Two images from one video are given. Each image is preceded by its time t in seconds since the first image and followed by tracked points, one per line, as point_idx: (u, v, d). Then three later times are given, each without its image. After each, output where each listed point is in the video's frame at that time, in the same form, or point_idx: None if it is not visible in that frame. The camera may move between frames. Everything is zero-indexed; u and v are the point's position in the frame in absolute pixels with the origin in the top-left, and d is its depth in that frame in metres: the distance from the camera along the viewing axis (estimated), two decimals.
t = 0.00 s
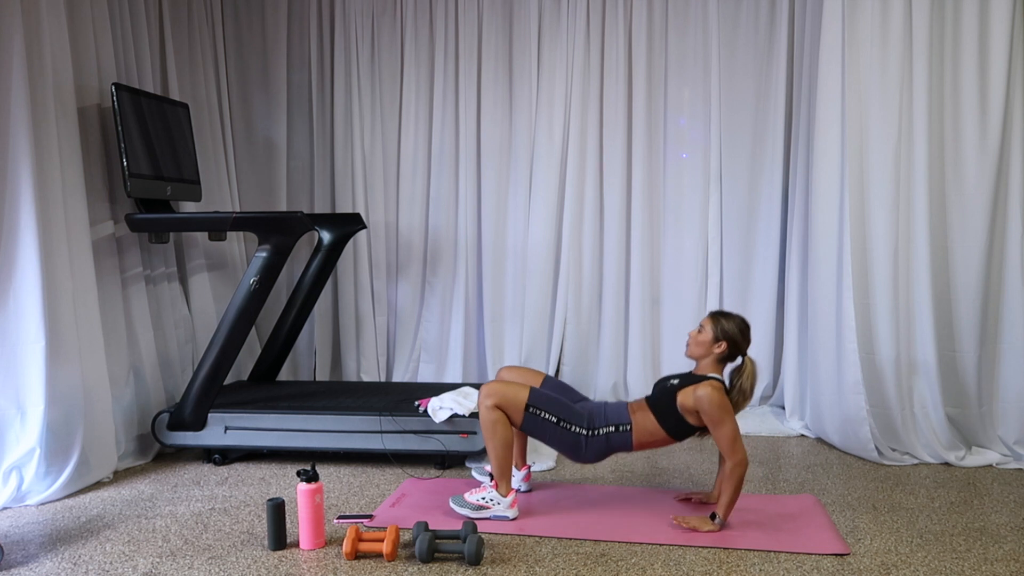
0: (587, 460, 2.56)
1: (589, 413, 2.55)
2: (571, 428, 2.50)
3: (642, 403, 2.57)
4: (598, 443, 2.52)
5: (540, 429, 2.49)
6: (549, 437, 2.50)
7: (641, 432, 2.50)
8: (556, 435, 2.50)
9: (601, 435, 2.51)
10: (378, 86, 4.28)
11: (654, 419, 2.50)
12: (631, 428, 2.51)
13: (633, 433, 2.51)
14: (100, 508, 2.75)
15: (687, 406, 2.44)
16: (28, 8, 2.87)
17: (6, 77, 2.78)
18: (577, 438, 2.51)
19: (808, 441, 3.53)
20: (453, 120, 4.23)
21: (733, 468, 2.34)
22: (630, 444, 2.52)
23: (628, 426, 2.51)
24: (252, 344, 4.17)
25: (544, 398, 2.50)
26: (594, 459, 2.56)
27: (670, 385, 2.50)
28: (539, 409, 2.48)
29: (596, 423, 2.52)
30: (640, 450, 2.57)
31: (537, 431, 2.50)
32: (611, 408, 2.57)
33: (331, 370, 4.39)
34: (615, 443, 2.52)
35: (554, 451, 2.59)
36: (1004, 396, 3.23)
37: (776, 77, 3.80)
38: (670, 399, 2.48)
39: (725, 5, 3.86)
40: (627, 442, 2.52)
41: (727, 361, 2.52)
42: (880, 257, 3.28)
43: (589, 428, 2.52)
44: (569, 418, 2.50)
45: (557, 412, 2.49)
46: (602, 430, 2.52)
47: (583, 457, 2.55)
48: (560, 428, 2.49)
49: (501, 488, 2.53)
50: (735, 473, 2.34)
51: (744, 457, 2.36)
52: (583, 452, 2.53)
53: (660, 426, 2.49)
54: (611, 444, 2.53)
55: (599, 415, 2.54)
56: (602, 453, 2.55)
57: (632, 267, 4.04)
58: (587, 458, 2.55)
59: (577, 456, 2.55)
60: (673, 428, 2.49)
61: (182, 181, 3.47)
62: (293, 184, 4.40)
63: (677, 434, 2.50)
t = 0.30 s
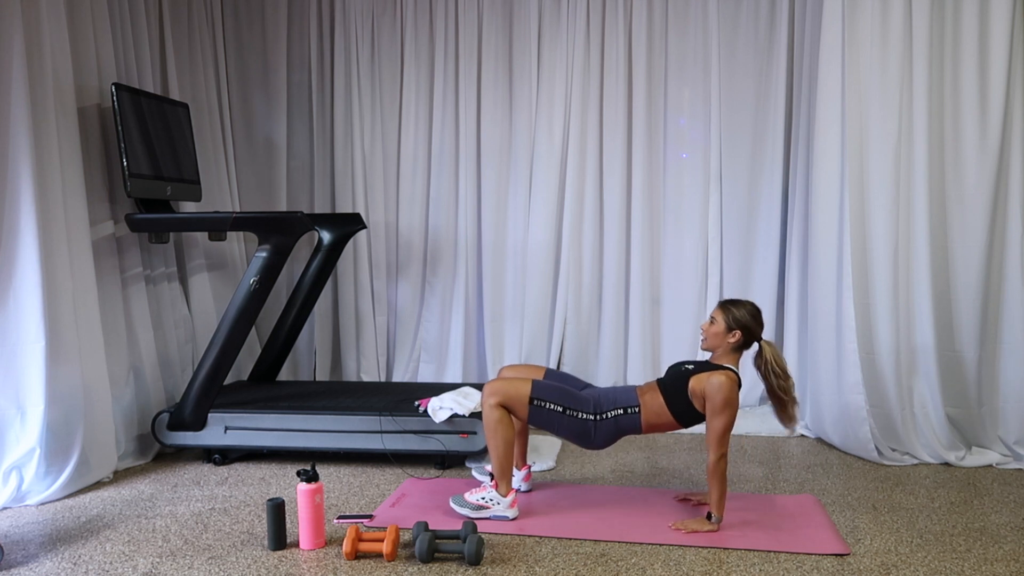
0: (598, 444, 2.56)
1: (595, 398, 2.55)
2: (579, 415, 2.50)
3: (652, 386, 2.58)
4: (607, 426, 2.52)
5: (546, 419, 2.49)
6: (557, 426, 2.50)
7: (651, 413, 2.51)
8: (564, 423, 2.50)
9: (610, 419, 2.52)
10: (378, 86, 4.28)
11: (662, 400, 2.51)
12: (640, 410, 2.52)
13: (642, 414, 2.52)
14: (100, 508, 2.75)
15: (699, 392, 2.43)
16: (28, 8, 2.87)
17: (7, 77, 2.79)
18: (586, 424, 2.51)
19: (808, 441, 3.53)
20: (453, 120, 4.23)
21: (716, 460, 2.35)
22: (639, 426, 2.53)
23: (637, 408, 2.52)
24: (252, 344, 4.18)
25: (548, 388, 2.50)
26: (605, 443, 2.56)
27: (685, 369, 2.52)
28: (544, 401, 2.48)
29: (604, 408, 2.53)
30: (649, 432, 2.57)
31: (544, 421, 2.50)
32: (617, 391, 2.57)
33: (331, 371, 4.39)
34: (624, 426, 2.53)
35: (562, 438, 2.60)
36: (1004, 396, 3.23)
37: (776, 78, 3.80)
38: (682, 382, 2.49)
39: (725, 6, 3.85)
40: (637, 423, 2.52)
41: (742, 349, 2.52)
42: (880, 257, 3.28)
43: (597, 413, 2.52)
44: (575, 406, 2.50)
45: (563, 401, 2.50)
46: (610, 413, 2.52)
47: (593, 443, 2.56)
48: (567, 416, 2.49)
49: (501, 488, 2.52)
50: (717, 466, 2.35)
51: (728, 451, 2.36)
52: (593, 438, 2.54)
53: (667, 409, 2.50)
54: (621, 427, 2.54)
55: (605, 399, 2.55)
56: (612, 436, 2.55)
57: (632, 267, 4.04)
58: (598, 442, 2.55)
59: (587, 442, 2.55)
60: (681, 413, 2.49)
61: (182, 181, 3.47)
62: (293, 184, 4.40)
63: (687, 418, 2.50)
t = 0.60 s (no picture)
0: (599, 445, 2.56)
1: (596, 399, 2.55)
2: (580, 415, 2.50)
3: (654, 386, 2.58)
4: (608, 426, 2.52)
5: (547, 419, 2.49)
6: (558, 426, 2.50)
7: (651, 414, 2.51)
8: (564, 423, 2.50)
9: (611, 419, 2.52)
10: (378, 86, 4.28)
11: (663, 400, 2.51)
12: (641, 410, 2.51)
13: (643, 415, 2.52)
14: (100, 508, 2.75)
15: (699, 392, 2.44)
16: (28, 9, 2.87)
17: (6, 77, 2.79)
18: (586, 424, 2.51)
19: (808, 441, 3.53)
20: (453, 120, 4.23)
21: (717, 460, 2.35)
22: (640, 426, 2.53)
23: (638, 408, 2.52)
24: (252, 344, 4.18)
25: (549, 388, 2.50)
26: (606, 443, 2.56)
27: (686, 370, 2.52)
28: (545, 400, 2.48)
29: (605, 408, 2.52)
30: (649, 432, 2.58)
31: (544, 421, 2.50)
32: (618, 392, 2.57)
33: (331, 371, 4.39)
34: (625, 426, 2.53)
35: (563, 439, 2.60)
36: (1004, 397, 3.23)
37: (776, 78, 3.80)
38: (684, 383, 2.49)
39: (725, 6, 3.85)
40: (637, 424, 2.52)
41: (743, 350, 2.52)
42: (880, 257, 3.28)
43: (598, 413, 2.52)
44: (576, 406, 2.50)
45: (564, 401, 2.49)
46: (611, 414, 2.52)
47: (594, 443, 2.55)
48: (568, 417, 2.49)
49: (501, 488, 2.52)
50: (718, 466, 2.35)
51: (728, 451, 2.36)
52: (594, 438, 2.54)
53: (668, 409, 2.50)
54: (622, 427, 2.54)
55: (605, 400, 2.54)
56: (613, 436, 2.55)
57: (632, 267, 4.04)
58: (598, 442, 2.55)
59: (588, 443, 2.55)
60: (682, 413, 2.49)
61: (182, 181, 3.47)
62: (293, 184, 4.40)
63: (687, 419, 2.51)
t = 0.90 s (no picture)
0: (592, 446, 2.56)
1: (590, 400, 2.55)
2: (573, 416, 2.50)
3: (647, 388, 2.57)
4: (601, 427, 2.52)
5: (541, 420, 2.49)
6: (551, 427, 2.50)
7: (645, 416, 2.50)
8: (557, 424, 2.50)
9: (604, 420, 2.52)
10: (378, 86, 4.28)
11: (657, 402, 2.50)
12: (635, 411, 2.51)
13: (637, 416, 2.51)
14: (100, 508, 2.75)
15: (692, 394, 2.43)
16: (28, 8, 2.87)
17: (6, 77, 2.78)
18: (579, 425, 2.51)
19: (808, 441, 3.53)
20: (453, 120, 4.23)
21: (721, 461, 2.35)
22: (634, 428, 2.52)
23: (631, 409, 2.51)
24: (252, 344, 4.18)
25: (542, 388, 2.50)
26: (599, 444, 2.56)
27: (679, 372, 2.51)
28: (538, 401, 2.48)
29: (598, 409, 2.52)
30: (642, 434, 2.57)
31: (538, 422, 2.50)
32: (611, 393, 2.57)
33: (331, 371, 4.39)
34: (618, 427, 2.53)
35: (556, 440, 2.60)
36: (1003, 397, 3.24)
37: (775, 78, 3.80)
38: (676, 384, 2.48)
39: (725, 6, 3.85)
40: (631, 425, 2.52)
41: (734, 351, 2.52)
42: (879, 257, 3.28)
43: (591, 414, 2.52)
44: (569, 406, 2.50)
45: (557, 402, 2.49)
46: (604, 415, 2.52)
47: (587, 444, 2.55)
48: (561, 417, 2.49)
49: (500, 487, 2.52)
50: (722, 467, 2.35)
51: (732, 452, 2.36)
52: (587, 439, 2.53)
53: (662, 411, 2.49)
54: (615, 428, 2.53)
55: (599, 401, 2.54)
56: (606, 437, 2.54)
57: (632, 267, 4.04)
58: (591, 443, 2.55)
59: (582, 444, 2.55)
60: (676, 415, 2.48)
61: (182, 181, 3.47)
62: (293, 184, 4.40)
63: (681, 420, 2.50)
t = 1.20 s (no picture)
0: (574, 477, 2.57)
1: (586, 432, 2.55)
2: (566, 444, 2.50)
3: (636, 430, 2.59)
4: (589, 464, 2.53)
5: (537, 438, 2.49)
6: (545, 448, 2.50)
7: (634, 461, 2.52)
8: (551, 448, 2.50)
9: (592, 458, 2.52)
10: (378, 86, 4.28)
11: (644, 446, 2.52)
12: (625, 454, 2.53)
13: (626, 458, 2.53)
14: (100, 508, 2.75)
15: (680, 432, 2.44)
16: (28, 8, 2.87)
17: (6, 77, 2.78)
18: (570, 455, 2.51)
19: (808, 441, 3.53)
20: (453, 121, 4.23)
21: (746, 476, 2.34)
22: (619, 470, 2.54)
23: (622, 453, 2.53)
24: (252, 344, 4.18)
25: (545, 408, 2.49)
26: (584, 478, 2.57)
27: (661, 415, 2.52)
28: (539, 421, 2.47)
29: (591, 445, 2.53)
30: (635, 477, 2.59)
31: (532, 441, 2.50)
32: (606, 431, 2.58)
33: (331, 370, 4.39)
34: (604, 468, 2.54)
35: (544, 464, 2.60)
36: (1004, 396, 3.24)
37: (775, 78, 3.80)
38: (660, 427, 2.50)
39: (725, 6, 3.85)
40: (618, 467, 2.53)
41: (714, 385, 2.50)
42: (880, 256, 3.28)
43: (584, 447, 2.52)
44: (567, 433, 2.50)
45: (556, 425, 2.49)
46: (595, 453, 2.53)
47: (570, 475, 2.56)
48: (555, 441, 2.49)
49: (502, 486, 2.52)
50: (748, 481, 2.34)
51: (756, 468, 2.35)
52: (572, 471, 2.54)
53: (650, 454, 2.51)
54: (601, 468, 2.55)
55: (594, 436, 2.55)
56: (591, 473, 2.56)
57: (632, 267, 4.04)
58: (576, 477, 2.56)
59: (566, 473, 2.56)
60: (664, 453, 2.51)
61: (182, 181, 3.47)
62: (293, 184, 4.40)
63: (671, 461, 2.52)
